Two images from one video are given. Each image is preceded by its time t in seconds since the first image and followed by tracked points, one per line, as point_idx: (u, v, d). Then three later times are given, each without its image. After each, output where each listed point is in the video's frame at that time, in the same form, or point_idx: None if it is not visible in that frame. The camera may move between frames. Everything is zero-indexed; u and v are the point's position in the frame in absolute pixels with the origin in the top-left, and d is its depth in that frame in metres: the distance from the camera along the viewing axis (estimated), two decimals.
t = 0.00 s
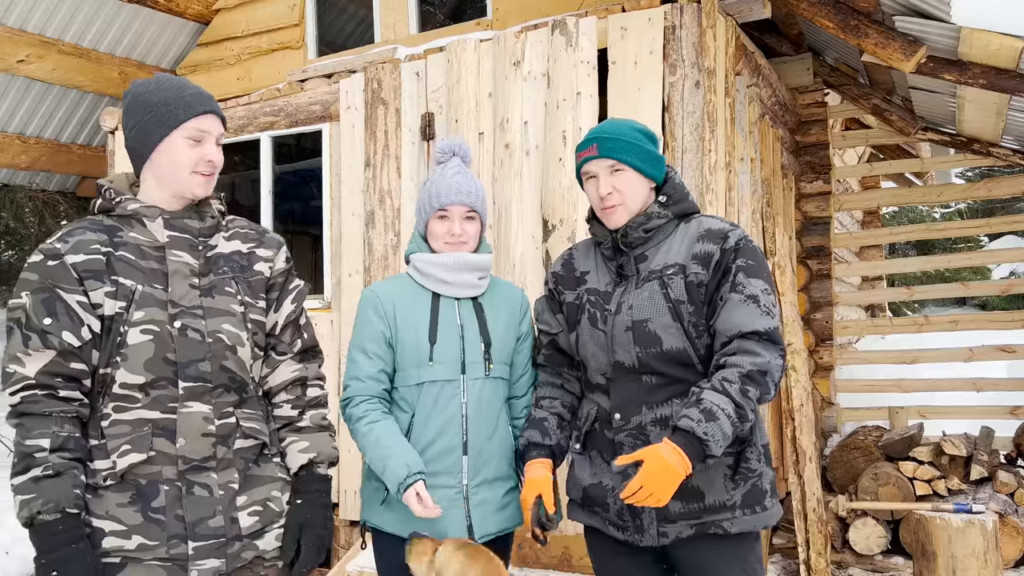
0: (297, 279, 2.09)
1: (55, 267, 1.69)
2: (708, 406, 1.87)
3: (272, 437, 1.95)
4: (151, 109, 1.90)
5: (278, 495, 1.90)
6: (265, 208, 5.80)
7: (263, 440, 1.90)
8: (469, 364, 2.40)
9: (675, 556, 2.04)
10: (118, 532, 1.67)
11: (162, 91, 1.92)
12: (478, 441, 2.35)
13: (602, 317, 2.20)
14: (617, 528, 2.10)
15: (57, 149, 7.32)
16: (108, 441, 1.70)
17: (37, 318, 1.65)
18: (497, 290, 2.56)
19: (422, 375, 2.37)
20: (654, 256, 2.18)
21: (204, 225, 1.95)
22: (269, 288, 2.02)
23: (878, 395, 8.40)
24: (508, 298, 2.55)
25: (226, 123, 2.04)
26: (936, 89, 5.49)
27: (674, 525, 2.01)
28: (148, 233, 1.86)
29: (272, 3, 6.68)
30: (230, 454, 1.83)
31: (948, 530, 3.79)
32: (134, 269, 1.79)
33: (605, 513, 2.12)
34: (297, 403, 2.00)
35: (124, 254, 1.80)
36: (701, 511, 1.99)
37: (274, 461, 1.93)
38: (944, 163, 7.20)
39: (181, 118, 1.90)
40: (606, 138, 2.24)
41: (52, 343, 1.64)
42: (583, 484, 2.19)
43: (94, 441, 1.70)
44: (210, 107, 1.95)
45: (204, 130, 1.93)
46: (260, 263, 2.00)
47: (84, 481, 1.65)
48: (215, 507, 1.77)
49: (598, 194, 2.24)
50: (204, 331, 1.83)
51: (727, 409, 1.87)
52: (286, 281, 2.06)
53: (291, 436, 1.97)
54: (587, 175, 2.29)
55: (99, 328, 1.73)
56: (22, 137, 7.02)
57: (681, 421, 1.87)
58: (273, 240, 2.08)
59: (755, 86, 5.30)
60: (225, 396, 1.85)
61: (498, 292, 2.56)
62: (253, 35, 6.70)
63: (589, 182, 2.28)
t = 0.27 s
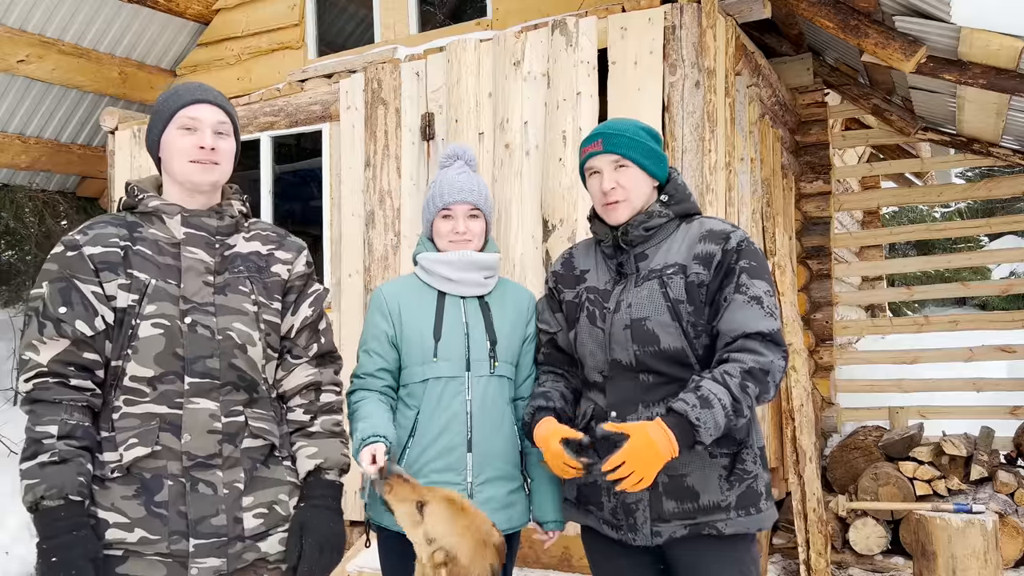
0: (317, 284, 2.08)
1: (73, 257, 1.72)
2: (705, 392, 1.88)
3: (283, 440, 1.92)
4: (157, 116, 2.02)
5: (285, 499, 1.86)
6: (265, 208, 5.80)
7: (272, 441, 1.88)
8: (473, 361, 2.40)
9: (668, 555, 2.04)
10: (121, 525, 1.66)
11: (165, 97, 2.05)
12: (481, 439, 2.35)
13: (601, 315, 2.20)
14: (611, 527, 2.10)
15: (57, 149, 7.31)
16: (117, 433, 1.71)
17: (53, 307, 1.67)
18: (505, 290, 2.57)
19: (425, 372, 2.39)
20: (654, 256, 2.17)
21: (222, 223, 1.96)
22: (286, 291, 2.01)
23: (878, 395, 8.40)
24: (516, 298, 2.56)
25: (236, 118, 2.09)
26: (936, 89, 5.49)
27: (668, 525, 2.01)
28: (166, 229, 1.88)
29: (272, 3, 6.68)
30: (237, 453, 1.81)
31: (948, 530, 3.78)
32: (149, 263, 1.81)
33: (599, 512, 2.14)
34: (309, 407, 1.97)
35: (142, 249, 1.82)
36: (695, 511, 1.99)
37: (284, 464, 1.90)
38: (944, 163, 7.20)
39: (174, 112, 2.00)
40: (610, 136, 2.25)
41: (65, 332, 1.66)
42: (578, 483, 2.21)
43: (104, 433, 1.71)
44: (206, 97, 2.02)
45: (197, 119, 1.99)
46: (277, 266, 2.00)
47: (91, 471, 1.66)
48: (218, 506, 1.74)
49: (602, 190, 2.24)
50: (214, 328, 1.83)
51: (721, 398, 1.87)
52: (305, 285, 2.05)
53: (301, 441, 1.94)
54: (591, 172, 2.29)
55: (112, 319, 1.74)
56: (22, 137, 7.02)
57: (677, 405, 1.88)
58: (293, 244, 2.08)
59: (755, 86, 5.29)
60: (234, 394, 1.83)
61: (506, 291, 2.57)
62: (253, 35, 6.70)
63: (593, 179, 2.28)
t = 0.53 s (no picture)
0: (330, 288, 2.06)
1: (87, 250, 1.75)
2: (703, 352, 1.92)
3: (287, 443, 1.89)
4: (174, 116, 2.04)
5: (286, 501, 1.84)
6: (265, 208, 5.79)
7: (276, 442, 1.85)
8: (475, 362, 2.40)
9: (670, 555, 2.04)
10: (121, 519, 1.66)
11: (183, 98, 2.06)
12: (483, 440, 2.35)
13: (604, 313, 2.20)
14: (612, 526, 2.10)
15: (57, 149, 7.31)
16: (123, 428, 1.71)
17: (65, 298, 1.69)
18: (508, 291, 2.57)
19: (428, 373, 2.39)
20: (658, 254, 2.17)
21: (238, 223, 1.96)
22: (298, 293, 1.99)
23: (878, 395, 8.39)
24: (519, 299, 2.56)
25: (254, 119, 2.09)
26: (936, 89, 5.49)
27: (670, 523, 2.00)
28: (182, 227, 1.89)
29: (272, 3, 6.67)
30: (241, 453, 1.79)
31: (948, 530, 3.70)
32: (162, 260, 1.82)
33: (601, 510, 2.13)
34: (309, 409, 1.92)
35: (156, 245, 1.83)
36: (697, 509, 1.98)
37: (285, 465, 1.87)
38: (944, 163, 7.20)
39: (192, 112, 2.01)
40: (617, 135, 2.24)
41: (76, 324, 1.68)
42: (578, 483, 2.21)
43: (112, 428, 1.71)
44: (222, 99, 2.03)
45: (213, 120, 2.00)
46: (291, 268, 1.98)
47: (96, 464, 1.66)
48: (218, 505, 1.73)
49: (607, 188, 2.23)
50: (223, 326, 1.82)
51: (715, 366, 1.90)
52: (317, 289, 2.03)
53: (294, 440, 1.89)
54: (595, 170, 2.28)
55: (123, 313, 1.75)
56: (22, 137, 7.02)
57: (675, 352, 1.94)
58: (309, 247, 2.06)
59: (755, 86, 5.29)
60: (241, 393, 1.82)
61: (509, 292, 2.57)
62: (253, 35, 6.69)
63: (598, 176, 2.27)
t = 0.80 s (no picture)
0: (334, 289, 2.05)
1: (95, 247, 1.76)
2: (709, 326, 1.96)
3: (292, 444, 1.88)
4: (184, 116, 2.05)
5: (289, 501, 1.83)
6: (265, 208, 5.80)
7: (280, 443, 1.85)
8: (477, 364, 2.41)
9: (678, 552, 2.05)
10: (123, 517, 1.66)
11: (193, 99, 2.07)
12: (484, 442, 2.35)
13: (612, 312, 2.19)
14: (621, 526, 2.07)
15: (58, 149, 7.31)
16: (127, 426, 1.71)
17: (72, 295, 1.69)
18: (510, 293, 2.57)
19: (430, 374, 2.39)
20: (663, 252, 2.18)
21: (244, 224, 1.96)
22: (302, 295, 1.98)
23: (878, 396, 8.39)
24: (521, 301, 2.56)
25: (263, 121, 2.09)
26: (936, 89, 5.49)
27: (680, 521, 2.00)
28: (188, 227, 1.89)
29: (272, 3, 6.67)
30: (243, 452, 1.79)
31: (948, 530, 3.69)
32: (169, 259, 1.83)
33: (608, 511, 2.10)
34: (316, 403, 1.91)
35: (163, 244, 1.84)
36: (707, 507, 1.99)
37: (289, 465, 1.86)
38: (944, 163, 7.20)
39: (200, 114, 2.01)
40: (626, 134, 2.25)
41: (84, 320, 1.68)
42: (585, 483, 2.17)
43: (115, 425, 1.71)
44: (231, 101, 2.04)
45: (221, 121, 2.00)
46: (295, 270, 1.98)
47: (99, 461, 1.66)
48: (220, 504, 1.73)
49: (613, 185, 2.23)
50: (228, 325, 1.82)
51: (720, 339, 1.93)
52: (322, 290, 2.02)
53: (302, 433, 1.86)
54: (601, 166, 2.29)
55: (128, 311, 1.75)
56: (22, 137, 7.03)
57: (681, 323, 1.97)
58: (313, 250, 2.06)
59: (755, 86, 5.29)
60: (244, 393, 1.82)
61: (511, 295, 2.57)
62: (253, 35, 6.69)
63: (602, 173, 2.29)
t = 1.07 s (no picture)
0: (329, 286, 2.04)
1: (97, 247, 1.76)
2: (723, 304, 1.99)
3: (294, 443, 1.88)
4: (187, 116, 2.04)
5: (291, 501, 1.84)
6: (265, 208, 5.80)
7: (281, 442, 1.85)
8: (471, 365, 2.41)
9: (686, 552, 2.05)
10: (126, 516, 1.66)
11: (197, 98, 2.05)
12: (477, 444, 2.35)
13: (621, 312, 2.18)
14: (633, 526, 2.06)
15: (58, 149, 7.31)
16: (129, 425, 1.71)
17: (74, 294, 1.69)
18: (508, 295, 2.57)
19: (424, 375, 2.40)
20: (668, 252, 2.19)
21: (244, 224, 1.96)
22: (298, 294, 1.98)
23: (878, 396, 8.39)
24: (519, 303, 2.56)
25: (267, 125, 2.09)
26: (936, 89, 5.49)
27: (693, 521, 2.01)
28: (188, 227, 1.89)
29: (272, 3, 6.67)
30: (245, 451, 1.79)
31: (948, 530, 3.69)
32: (170, 259, 1.83)
33: (621, 512, 2.08)
34: (307, 411, 1.88)
35: (163, 244, 1.84)
36: (718, 505, 2.01)
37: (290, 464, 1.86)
38: (944, 163, 7.21)
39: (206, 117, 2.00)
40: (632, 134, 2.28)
41: (86, 320, 1.68)
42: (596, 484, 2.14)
43: (117, 425, 1.71)
44: (237, 106, 2.03)
45: (227, 127, 1.99)
46: (292, 269, 1.97)
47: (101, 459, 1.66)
48: (223, 503, 1.73)
49: (621, 182, 2.23)
50: (228, 325, 1.82)
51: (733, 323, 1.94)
52: (319, 287, 2.01)
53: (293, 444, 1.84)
54: (607, 164, 2.29)
55: (130, 311, 1.75)
56: (22, 137, 7.03)
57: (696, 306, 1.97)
58: (311, 250, 2.06)
59: (755, 86, 5.29)
60: (245, 393, 1.82)
61: (509, 297, 2.56)
62: (253, 35, 6.69)
63: (608, 171, 2.29)
